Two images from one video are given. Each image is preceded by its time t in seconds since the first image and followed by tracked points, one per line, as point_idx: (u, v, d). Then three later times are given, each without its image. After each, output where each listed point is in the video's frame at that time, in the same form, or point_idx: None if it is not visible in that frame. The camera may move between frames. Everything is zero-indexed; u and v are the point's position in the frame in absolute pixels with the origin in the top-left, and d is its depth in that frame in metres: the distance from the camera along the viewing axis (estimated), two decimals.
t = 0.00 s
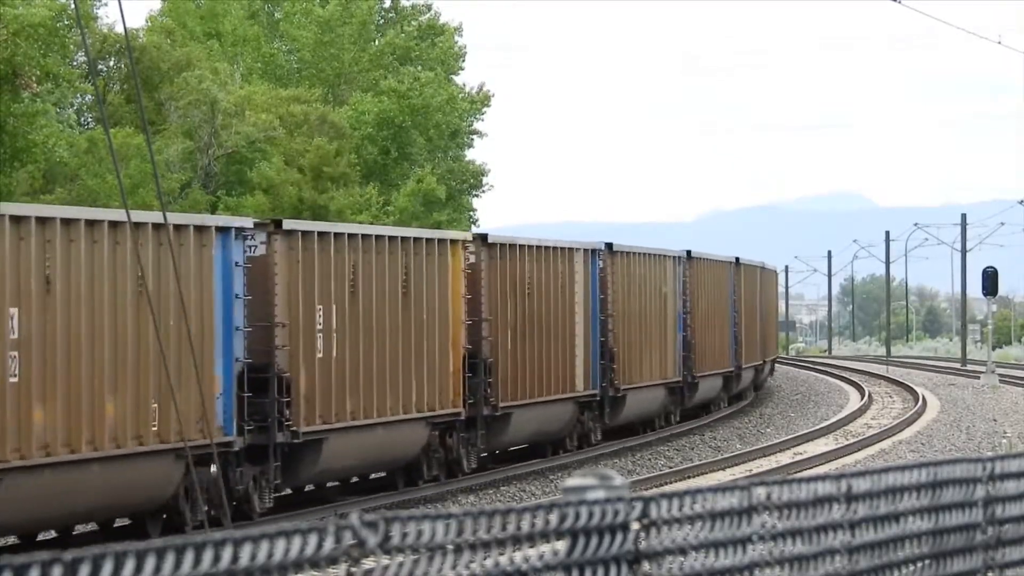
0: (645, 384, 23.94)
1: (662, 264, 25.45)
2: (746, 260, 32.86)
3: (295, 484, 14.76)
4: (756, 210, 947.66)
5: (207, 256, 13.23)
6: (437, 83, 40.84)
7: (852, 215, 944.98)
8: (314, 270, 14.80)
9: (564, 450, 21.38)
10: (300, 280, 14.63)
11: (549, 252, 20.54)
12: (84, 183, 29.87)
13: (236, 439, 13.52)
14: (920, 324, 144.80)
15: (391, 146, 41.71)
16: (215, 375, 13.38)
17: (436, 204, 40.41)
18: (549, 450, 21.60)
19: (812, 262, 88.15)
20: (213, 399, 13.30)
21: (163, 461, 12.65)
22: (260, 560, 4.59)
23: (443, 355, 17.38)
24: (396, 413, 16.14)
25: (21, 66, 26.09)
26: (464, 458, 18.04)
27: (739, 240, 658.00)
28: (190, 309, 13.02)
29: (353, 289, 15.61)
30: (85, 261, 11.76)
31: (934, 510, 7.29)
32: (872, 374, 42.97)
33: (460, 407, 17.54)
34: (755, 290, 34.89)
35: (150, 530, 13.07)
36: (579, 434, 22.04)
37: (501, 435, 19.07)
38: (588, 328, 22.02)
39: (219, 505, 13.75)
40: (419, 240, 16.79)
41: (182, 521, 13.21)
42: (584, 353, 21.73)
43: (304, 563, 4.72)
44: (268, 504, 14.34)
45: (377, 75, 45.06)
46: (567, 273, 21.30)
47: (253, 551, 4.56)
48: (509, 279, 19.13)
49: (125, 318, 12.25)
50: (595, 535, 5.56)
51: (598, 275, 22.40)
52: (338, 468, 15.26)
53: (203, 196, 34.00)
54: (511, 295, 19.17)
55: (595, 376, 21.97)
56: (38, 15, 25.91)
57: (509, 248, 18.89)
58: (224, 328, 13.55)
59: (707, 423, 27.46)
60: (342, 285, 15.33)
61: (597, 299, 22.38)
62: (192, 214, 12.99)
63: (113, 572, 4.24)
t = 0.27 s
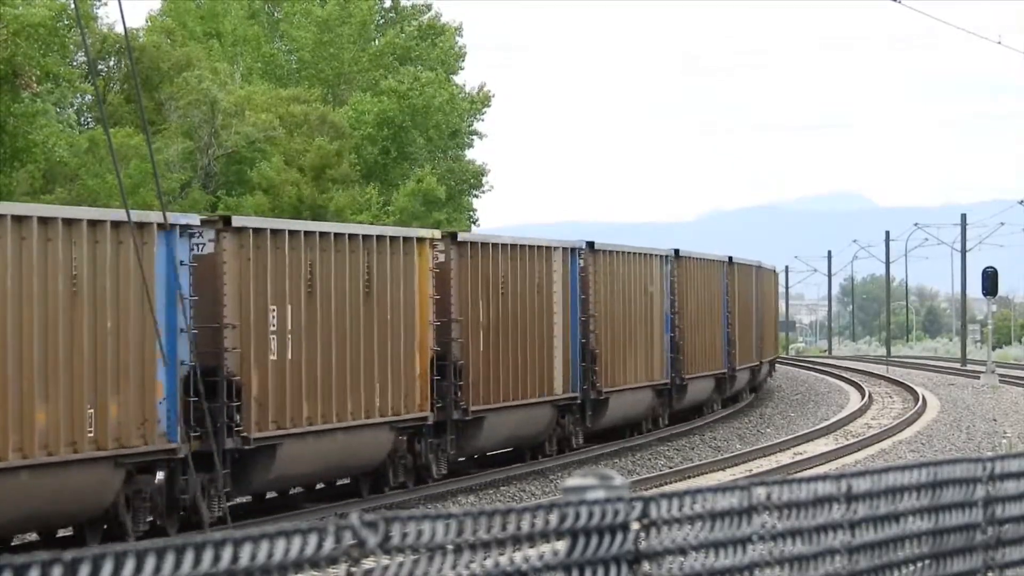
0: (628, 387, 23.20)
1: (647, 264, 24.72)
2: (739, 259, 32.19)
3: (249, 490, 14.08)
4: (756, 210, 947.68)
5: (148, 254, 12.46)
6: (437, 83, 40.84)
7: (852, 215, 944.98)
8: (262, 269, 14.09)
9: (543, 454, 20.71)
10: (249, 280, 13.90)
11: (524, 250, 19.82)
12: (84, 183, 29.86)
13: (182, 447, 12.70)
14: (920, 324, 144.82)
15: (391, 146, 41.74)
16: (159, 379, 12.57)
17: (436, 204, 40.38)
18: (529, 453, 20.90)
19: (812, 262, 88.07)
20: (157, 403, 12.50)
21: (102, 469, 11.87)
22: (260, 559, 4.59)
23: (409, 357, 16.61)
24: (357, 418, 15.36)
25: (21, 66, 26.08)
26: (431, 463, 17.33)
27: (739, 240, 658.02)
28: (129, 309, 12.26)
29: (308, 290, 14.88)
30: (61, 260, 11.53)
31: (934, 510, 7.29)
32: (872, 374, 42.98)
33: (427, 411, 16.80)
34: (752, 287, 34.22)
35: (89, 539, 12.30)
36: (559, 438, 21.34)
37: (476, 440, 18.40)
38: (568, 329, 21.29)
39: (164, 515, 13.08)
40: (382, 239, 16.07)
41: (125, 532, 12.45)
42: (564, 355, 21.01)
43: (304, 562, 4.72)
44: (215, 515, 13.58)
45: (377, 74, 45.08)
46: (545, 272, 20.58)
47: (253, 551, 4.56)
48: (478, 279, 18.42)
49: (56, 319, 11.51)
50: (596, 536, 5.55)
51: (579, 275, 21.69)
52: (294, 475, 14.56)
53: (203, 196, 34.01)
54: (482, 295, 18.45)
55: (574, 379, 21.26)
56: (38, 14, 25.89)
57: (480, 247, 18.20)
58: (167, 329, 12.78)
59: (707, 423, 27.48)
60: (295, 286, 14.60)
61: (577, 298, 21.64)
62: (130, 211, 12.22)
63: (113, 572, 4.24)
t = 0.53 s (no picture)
0: (611, 389, 22.40)
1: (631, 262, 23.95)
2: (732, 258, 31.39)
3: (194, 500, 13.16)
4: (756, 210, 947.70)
5: (85, 252, 11.58)
6: (437, 83, 40.86)
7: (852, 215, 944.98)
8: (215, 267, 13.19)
9: (520, 459, 19.83)
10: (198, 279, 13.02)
11: (498, 249, 18.92)
12: (84, 183, 29.84)
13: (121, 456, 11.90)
14: (920, 324, 144.86)
15: (391, 146, 41.76)
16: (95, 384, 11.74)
17: (436, 203, 40.36)
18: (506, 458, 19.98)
19: (812, 262, 88.00)
20: (92, 410, 11.67)
21: (32, 477, 11.11)
22: (260, 559, 4.59)
23: (371, 359, 15.67)
24: (316, 423, 14.53)
25: (20, 66, 26.08)
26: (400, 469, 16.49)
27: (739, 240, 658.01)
28: (64, 311, 11.39)
29: (264, 287, 14.01)
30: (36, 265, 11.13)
31: (934, 510, 7.29)
32: (872, 374, 43.00)
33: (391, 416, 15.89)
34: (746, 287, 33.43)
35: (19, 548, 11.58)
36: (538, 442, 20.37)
37: (447, 445, 17.50)
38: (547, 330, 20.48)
39: (106, 526, 12.25)
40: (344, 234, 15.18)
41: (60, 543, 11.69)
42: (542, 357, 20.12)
43: (305, 563, 4.72)
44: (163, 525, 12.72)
45: (377, 74, 45.08)
46: (522, 271, 19.68)
47: (253, 551, 4.56)
48: (446, 278, 17.49)
49: None
50: (595, 536, 5.55)
51: (558, 273, 20.79)
52: (249, 484, 13.72)
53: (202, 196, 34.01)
54: (453, 294, 17.64)
55: (554, 382, 20.38)
56: (38, 14, 25.86)
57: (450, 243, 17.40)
58: (106, 331, 11.91)
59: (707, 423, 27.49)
60: (250, 283, 13.73)
61: (556, 298, 20.74)
62: (67, 206, 11.32)
63: (114, 572, 4.24)
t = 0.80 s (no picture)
0: (592, 393, 21.80)
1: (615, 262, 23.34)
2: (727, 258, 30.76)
3: (139, 510, 12.75)
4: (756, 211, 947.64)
5: (10, 251, 11.20)
6: (437, 83, 40.90)
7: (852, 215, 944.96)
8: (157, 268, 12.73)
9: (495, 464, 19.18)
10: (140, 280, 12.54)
11: (469, 249, 18.22)
12: (84, 183, 29.82)
13: (50, 462, 11.50)
14: (920, 324, 144.85)
15: (392, 146, 41.78)
16: (22, 388, 11.37)
17: (436, 203, 40.33)
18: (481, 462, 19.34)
19: (812, 262, 87.92)
20: (19, 416, 11.28)
21: None
22: (260, 559, 4.59)
23: (329, 362, 15.16)
24: (268, 429, 14.01)
25: (20, 66, 26.07)
26: (361, 475, 15.88)
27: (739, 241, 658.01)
28: None
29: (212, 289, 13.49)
30: None
31: (934, 510, 7.28)
32: (872, 374, 43.01)
33: (352, 421, 15.38)
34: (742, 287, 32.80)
35: None
36: (515, 447, 19.89)
37: (413, 450, 16.89)
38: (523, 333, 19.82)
39: (38, 538, 11.69)
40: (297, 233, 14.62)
41: None
42: (517, 359, 19.52)
43: (305, 562, 4.72)
44: (101, 535, 12.17)
45: (377, 74, 45.09)
46: (494, 272, 19.00)
47: (253, 551, 4.56)
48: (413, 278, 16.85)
49: None
50: (595, 536, 5.55)
51: (534, 273, 20.11)
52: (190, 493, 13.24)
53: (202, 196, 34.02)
54: (421, 295, 16.97)
55: (530, 384, 19.76)
56: (37, 14, 25.85)
57: (417, 242, 16.73)
58: (35, 333, 11.53)
59: (707, 423, 27.52)
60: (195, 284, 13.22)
61: (531, 298, 20.08)
62: None
63: (114, 571, 4.24)
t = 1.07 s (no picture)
0: (570, 396, 21.05)
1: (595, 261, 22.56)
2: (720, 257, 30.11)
3: (74, 521, 11.91)
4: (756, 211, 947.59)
5: None
6: (437, 83, 40.96)
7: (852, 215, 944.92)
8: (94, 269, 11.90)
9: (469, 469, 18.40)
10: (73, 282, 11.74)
11: (439, 248, 17.46)
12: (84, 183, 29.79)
13: None
14: (920, 324, 144.82)
15: (391, 145, 41.78)
16: None
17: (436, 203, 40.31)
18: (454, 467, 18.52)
19: (812, 262, 87.83)
20: None
21: None
22: (260, 559, 4.59)
23: (284, 365, 14.27)
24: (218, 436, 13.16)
25: (20, 67, 26.05)
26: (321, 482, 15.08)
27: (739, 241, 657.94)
28: None
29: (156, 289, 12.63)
30: None
31: (934, 510, 7.28)
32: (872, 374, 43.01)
33: (310, 426, 14.53)
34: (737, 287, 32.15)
35: None
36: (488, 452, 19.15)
37: (378, 457, 16.05)
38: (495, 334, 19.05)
39: None
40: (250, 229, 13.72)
41: None
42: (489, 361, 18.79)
43: (304, 562, 4.72)
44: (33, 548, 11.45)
45: (377, 74, 45.11)
46: (466, 271, 18.27)
47: (253, 551, 4.56)
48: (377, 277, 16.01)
49: None
50: (595, 535, 5.55)
51: (508, 272, 19.35)
52: (131, 503, 12.35)
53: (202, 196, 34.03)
54: (383, 295, 16.17)
55: (504, 388, 19.04)
56: (37, 14, 25.87)
57: (378, 240, 15.93)
58: None
59: (707, 423, 27.54)
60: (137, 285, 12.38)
61: (505, 297, 19.36)
62: None
63: (113, 572, 4.24)
